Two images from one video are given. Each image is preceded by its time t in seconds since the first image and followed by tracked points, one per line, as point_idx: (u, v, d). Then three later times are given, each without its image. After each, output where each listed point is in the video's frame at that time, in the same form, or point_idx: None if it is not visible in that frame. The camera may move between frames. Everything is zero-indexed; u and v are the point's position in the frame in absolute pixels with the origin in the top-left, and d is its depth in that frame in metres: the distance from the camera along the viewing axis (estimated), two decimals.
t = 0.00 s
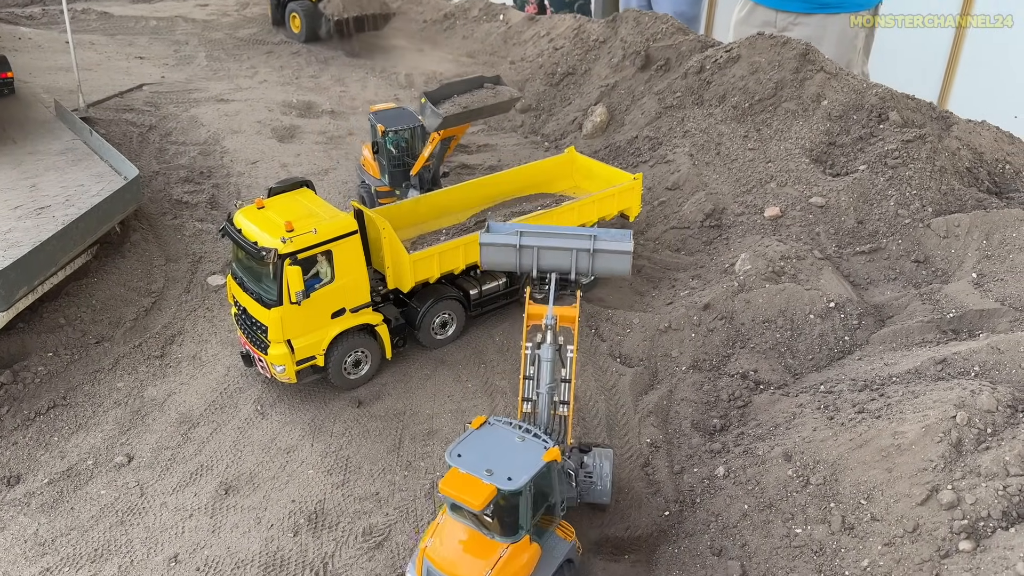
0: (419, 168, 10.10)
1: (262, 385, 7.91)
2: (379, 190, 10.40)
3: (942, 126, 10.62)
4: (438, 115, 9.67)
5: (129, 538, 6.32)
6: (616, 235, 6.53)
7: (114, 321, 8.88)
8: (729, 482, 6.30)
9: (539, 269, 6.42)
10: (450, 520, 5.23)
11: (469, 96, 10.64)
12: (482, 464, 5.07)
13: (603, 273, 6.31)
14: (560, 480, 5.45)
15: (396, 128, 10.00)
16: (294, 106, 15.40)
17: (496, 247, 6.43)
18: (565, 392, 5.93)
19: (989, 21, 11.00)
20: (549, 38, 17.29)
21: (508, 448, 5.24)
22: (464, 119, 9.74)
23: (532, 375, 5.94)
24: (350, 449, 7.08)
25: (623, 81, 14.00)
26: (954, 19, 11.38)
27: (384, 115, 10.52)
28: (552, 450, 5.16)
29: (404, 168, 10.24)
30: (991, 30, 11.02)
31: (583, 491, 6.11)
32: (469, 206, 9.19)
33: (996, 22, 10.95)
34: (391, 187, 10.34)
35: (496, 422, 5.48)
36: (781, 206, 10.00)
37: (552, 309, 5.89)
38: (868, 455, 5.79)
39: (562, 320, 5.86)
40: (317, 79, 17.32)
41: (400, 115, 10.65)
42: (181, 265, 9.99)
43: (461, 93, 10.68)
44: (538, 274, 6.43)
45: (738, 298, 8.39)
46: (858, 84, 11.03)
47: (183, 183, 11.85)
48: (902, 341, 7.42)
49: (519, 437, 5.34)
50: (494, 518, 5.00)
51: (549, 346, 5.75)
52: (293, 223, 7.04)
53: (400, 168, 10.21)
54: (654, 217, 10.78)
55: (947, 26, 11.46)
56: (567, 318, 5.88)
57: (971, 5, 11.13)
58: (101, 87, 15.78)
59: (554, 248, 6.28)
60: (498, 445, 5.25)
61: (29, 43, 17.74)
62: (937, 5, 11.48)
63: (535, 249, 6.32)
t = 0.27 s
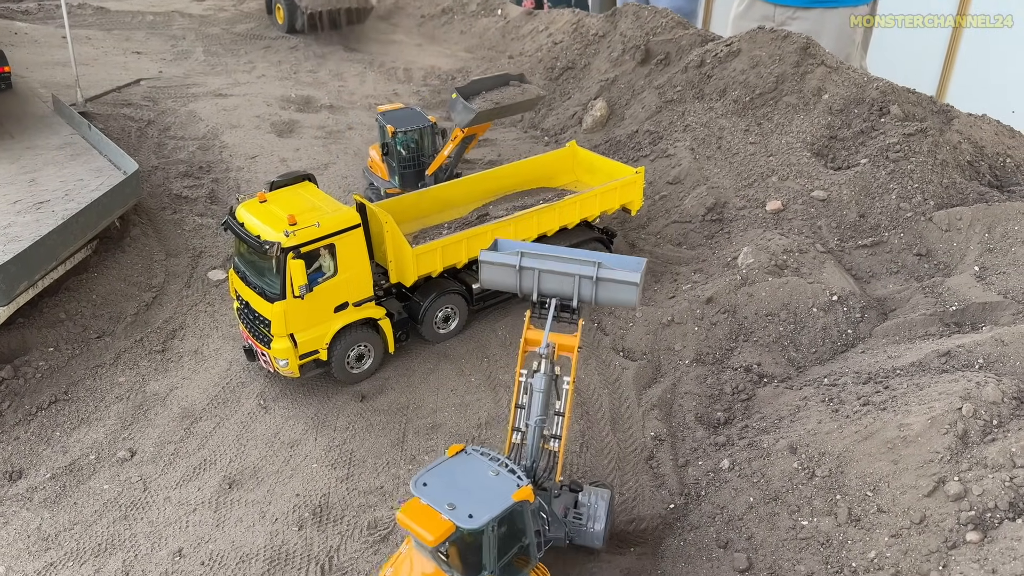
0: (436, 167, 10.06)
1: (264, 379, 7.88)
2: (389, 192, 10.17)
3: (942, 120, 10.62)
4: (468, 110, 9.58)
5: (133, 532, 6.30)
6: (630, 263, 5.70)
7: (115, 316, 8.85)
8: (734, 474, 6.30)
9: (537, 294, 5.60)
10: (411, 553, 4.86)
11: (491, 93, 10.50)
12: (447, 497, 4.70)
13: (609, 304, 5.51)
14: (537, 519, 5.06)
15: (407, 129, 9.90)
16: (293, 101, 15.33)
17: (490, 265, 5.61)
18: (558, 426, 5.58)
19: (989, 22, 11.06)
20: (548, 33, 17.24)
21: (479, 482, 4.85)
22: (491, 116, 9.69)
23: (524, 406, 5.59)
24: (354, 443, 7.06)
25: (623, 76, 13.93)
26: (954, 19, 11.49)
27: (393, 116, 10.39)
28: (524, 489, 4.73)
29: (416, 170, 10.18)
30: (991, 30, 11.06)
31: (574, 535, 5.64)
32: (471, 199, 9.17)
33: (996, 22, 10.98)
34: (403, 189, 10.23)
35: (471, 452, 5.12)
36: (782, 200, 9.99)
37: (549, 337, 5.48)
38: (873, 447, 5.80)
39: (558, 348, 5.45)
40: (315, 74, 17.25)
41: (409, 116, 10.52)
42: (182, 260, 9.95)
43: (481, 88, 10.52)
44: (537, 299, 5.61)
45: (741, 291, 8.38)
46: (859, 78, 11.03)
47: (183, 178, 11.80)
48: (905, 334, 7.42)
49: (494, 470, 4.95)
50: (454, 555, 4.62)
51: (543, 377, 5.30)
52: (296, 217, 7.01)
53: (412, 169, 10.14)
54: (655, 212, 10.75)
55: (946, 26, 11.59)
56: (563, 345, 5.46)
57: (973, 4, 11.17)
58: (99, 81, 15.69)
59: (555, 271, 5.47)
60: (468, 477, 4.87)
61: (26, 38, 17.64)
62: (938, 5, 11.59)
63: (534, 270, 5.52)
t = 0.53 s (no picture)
0: (447, 165, 10.02)
1: (268, 374, 7.86)
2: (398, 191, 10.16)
3: (946, 116, 10.61)
4: (488, 107, 9.67)
5: (138, 527, 6.28)
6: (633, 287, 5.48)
7: (117, 311, 8.82)
8: (740, 469, 6.30)
9: (532, 311, 5.48)
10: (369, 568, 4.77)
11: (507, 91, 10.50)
12: (407, 517, 4.58)
13: (604, 328, 5.31)
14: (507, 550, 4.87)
15: (415, 127, 9.82)
16: (294, 96, 15.28)
17: (486, 279, 5.55)
18: (544, 454, 5.43)
19: (989, 22, 11.11)
20: (549, 29, 17.21)
21: (443, 503, 4.72)
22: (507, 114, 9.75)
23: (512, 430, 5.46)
24: (359, 438, 7.05)
25: (625, 71, 13.84)
26: (953, 19, 11.47)
27: (400, 114, 10.30)
28: (489, 516, 4.58)
29: (424, 168, 10.10)
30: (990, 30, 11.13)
31: (557, 570, 5.33)
32: (476, 194, 9.14)
33: (996, 22, 11.06)
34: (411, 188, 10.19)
35: (442, 471, 5.00)
36: (786, 196, 9.98)
37: (541, 357, 5.38)
38: (881, 442, 5.81)
39: (548, 370, 5.32)
40: (316, 69, 17.19)
41: (416, 112, 10.41)
42: (184, 255, 9.92)
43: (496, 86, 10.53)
44: (531, 318, 5.48)
45: (745, 287, 8.37)
46: (862, 74, 11.01)
47: (184, 173, 11.76)
48: (911, 330, 7.42)
49: (462, 493, 4.82)
50: None
51: (530, 400, 5.18)
52: (301, 211, 6.98)
53: (421, 167, 10.08)
54: (659, 207, 10.71)
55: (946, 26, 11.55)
56: (553, 366, 5.35)
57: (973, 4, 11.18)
58: (99, 76, 15.63)
59: (549, 289, 5.34)
60: (433, 498, 4.75)
61: (25, 32, 17.58)
62: (938, 5, 11.51)
63: (529, 288, 5.41)
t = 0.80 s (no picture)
0: (453, 163, 10.06)
1: (274, 372, 7.86)
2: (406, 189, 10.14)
3: (952, 115, 10.60)
4: (487, 106, 9.71)
5: (144, 525, 6.28)
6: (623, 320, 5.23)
7: (122, 308, 8.81)
8: (748, 468, 6.30)
9: (515, 336, 5.24)
10: None
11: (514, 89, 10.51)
12: (357, 542, 4.57)
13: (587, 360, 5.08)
14: None
15: (421, 125, 9.79)
16: (297, 94, 15.26)
17: (472, 299, 5.32)
18: (519, 489, 4.97)
19: (989, 22, 11.14)
20: (553, 27, 17.19)
21: (398, 531, 4.67)
22: (509, 112, 9.78)
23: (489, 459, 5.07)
24: (365, 436, 7.04)
25: (629, 69, 13.80)
26: (953, 19, 11.48)
27: (405, 112, 10.28)
28: (439, 551, 4.48)
29: (430, 166, 10.07)
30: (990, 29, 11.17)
31: None
32: (481, 191, 9.13)
33: (996, 22, 11.09)
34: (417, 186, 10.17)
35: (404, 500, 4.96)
36: (792, 194, 9.96)
37: (523, 387, 4.97)
38: (890, 441, 5.81)
39: (528, 401, 4.92)
40: (319, 66, 17.17)
41: (421, 110, 10.40)
42: (189, 252, 9.91)
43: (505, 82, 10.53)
44: (514, 343, 5.25)
45: (752, 285, 8.36)
46: (867, 73, 10.99)
47: (189, 170, 11.74)
48: (917, 329, 7.41)
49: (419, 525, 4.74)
50: None
51: (501, 431, 4.85)
52: (308, 208, 6.97)
53: (429, 165, 10.04)
54: (663, 206, 10.70)
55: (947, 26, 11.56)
56: (535, 398, 4.91)
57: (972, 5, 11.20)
58: (102, 73, 15.62)
59: (534, 314, 5.12)
60: (389, 526, 4.71)
61: (29, 29, 17.55)
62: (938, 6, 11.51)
63: (514, 312, 5.17)
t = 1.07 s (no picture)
0: (459, 161, 10.07)
1: (280, 369, 7.85)
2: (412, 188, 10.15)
3: (958, 116, 10.57)
4: (489, 104, 9.68)
5: (150, 522, 6.27)
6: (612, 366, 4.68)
7: (127, 305, 8.81)
8: (754, 468, 6.29)
9: (493, 371, 4.80)
10: None
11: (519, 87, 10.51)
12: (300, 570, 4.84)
13: (566, 406, 4.54)
14: None
15: (428, 124, 9.80)
16: (302, 92, 15.26)
17: (451, 326, 4.89)
18: (483, 533, 4.82)
19: (989, 21, 11.18)
20: (557, 26, 17.17)
21: (343, 564, 4.91)
22: (512, 110, 9.79)
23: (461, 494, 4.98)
24: (371, 434, 7.03)
25: (634, 68, 13.79)
26: (954, 19, 11.51)
27: (411, 111, 10.28)
28: None
29: (437, 165, 10.08)
30: (989, 29, 11.21)
31: None
32: (486, 190, 9.12)
33: (996, 22, 11.13)
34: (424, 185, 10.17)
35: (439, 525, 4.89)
36: (798, 194, 9.95)
37: (499, 426, 4.76)
38: (897, 442, 5.79)
39: (502, 441, 4.70)
40: (323, 65, 17.15)
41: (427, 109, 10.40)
42: (194, 249, 9.90)
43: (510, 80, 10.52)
44: (492, 378, 4.81)
45: (758, 285, 8.35)
46: (873, 73, 10.96)
47: (193, 167, 11.74)
48: (924, 330, 7.39)
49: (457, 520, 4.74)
50: None
51: (471, 472, 4.59)
52: (315, 206, 6.96)
53: (435, 164, 10.06)
54: (669, 205, 10.68)
55: (947, 26, 11.61)
56: (510, 438, 4.70)
57: (972, 5, 11.24)
58: (107, 70, 15.62)
59: (511, 351, 4.62)
60: (336, 558, 4.96)
61: (33, 25, 17.55)
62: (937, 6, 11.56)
63: (491, 345, 4.71)
